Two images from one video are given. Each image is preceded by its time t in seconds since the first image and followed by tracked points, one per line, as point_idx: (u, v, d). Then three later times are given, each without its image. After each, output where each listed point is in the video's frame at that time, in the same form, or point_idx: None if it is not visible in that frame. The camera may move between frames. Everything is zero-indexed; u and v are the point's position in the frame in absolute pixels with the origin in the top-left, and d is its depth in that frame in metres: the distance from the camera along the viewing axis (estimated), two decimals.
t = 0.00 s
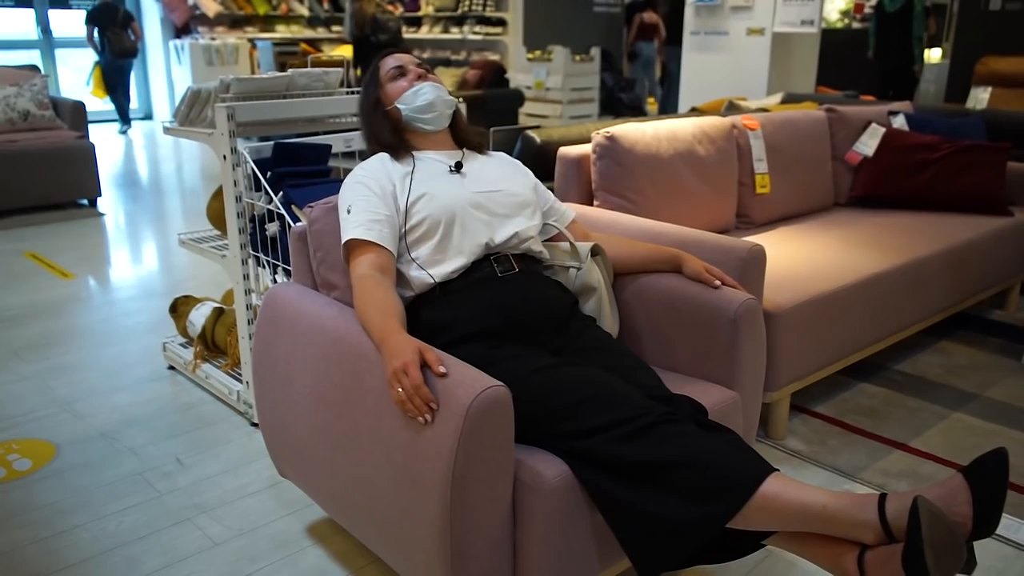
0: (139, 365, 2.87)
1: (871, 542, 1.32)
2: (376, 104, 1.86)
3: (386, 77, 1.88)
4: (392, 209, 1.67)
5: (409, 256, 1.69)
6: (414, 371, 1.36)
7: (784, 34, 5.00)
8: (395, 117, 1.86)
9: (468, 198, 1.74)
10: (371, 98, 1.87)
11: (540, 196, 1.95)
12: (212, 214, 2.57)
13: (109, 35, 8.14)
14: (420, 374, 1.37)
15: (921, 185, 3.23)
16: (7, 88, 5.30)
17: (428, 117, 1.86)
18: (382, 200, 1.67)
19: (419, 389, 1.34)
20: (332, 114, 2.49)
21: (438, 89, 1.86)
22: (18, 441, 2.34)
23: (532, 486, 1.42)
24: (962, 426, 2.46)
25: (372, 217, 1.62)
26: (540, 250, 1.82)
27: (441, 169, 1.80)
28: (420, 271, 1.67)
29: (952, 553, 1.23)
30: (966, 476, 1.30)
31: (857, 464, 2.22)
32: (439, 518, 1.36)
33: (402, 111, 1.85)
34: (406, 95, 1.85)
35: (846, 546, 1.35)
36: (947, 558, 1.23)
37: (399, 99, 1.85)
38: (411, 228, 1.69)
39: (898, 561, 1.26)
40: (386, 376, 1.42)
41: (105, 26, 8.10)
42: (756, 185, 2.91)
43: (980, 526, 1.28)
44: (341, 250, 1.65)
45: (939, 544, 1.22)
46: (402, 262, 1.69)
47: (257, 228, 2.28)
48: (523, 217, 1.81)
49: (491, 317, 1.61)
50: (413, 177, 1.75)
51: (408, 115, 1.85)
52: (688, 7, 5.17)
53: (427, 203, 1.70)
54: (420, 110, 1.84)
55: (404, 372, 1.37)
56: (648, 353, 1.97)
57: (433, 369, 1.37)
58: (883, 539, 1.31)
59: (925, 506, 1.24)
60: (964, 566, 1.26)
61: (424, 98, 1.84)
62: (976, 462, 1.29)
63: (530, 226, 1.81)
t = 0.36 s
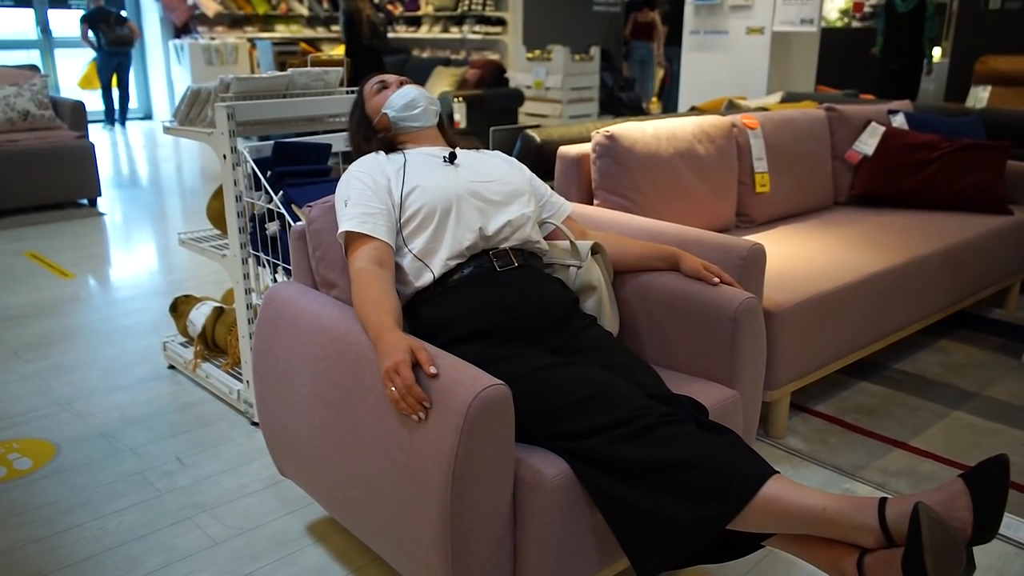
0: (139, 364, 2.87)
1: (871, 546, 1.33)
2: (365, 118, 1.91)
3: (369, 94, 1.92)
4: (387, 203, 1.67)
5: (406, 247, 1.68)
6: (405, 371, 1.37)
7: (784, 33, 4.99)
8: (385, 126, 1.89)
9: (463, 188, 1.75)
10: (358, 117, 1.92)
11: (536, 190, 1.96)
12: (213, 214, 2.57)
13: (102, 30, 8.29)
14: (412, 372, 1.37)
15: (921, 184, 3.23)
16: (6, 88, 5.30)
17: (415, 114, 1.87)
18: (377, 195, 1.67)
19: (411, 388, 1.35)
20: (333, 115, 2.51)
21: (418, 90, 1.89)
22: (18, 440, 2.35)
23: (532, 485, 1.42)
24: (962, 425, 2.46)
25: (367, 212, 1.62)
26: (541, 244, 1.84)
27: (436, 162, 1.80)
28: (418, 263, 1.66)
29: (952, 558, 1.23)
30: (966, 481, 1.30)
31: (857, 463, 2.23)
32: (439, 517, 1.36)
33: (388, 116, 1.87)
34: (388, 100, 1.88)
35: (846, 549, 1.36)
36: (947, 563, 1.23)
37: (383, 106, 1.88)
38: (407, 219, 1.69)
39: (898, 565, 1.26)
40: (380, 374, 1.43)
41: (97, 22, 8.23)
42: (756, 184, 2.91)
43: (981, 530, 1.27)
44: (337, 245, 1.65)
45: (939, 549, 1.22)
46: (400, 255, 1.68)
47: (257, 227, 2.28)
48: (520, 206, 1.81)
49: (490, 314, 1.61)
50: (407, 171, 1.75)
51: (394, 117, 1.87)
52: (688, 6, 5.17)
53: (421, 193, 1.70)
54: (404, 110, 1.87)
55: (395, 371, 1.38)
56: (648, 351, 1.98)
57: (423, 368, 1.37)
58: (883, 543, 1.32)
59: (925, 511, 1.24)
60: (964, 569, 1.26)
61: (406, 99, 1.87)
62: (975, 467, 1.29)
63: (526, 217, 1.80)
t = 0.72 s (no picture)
0: (142, 364, 2.88)
1: (872, 545, 1.33)
2: (375, 111, 1.91)
3: (383, 82, 1.90)
4: (392, 203, 1.68)
5: (410, 248, 1.69)
6: (407, 370, 1.37)
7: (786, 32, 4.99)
8: (395, 124, 1.89)
9: (468, 189, 1.75)
10: (369, 105, 1.91)
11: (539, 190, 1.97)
12: (216, 214, 2.58)
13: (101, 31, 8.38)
14: (414, 372, 1.38)
15: (923, 183, 3.22)
16: (10, 88, 5.32)
17: (425, 118, 1.87)
18: (381, 194, 1.67)
19: (413, 388, 1.36)
20: (335, 113, 2.51)
21: (433, 91, 1.87)
22: (23, 439, 2.35)
23: (534, 483, 1.42)
24: (964, 424, 2.46)
25: (372, 212, 1.63)
26: (542, 244, 1.85)
27: (441, 162, 1.81)
28: (419, 263, 1.67)
29: (953, 556, 1.24)
30: (967, 481, 1.30)
31: (859, 462, 2.23)
32: (441, 515, 1.36)
33: (399, 116, 1.87)
34: (400, 98, 1.87)
35: (848, 549, 1.35)
36: (948, 562, 1.23)
37: (395, 103, 1.87)
38: (410, 220, 1.69)
39: (900, 564, 1.26)
40: (382, 373, 1.43)
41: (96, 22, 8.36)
42: (758, 184, 2.90)
43: (983, 529, 1.27)
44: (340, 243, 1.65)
45: (941, 549, 1.22)
46: (402, 255, 1.69)
47: (261, 227, 2.29)
48: (523, 208, 1.81)
49: (493, 313, 1.61)
50: (412, 171, 1.75)
51: (405, 117, 1.87)
52: (690, 6, 5.17)
53: (426, 194, 1.71)
54: (416, 112, 1.86)
55: (397, 370, 1.38)
56: (651, 349, 1.98)
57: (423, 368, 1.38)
58: (885, 542, 1.32)
59: (926, 512, 1.24)
60: (966, 568, 1.26)
61: (419, 101, 1.86)
62: (976, 467, 1.29)
63: (529, 218, 1.81)
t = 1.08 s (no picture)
0: (143, 363, 2.88)
1: (872, 545, 1.33)
2: (392, 98, 1.85)
3: (410, 77, 1.83)
4: (394, 205, 1.68)
5: (411, 249, 1.69)
6: (410, 367, 1.37)
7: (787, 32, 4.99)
8: (409, 123, 1.85)
9: (472, 192, 1.75)
10: (389, 92, 1.85)
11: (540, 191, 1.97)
12: (217, 213, 2.58)
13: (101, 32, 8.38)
14: (417, 369, 1.38)
15: (924, 182, 3.22)
16: (11, 88, 5.33)
17: (441, 133, 1.84)
18: (384, 196, 1.67)
19: (415, 386, 1.36)
20: (336, 112, 2.51)
21: (458, 108, 1.83)
22: (24, 438, 2.36)
23: (535, 480, 1.42)
24: (965, 423, 2.46)
25: (374, 214, 1.63)
26: (543, 244, 1.84)
27: (444, 163, 1.81)
28: (419, 266, 1.67)
29: (955, 558, 1.23)
30: (967, 482, 1.30)
31: (860, 461, 2.23)
32: (443, 512, 1.36)
33: (415, 122, 1.84)
34: (422, 106, 1.82)
35: (848, 548, 1.36)
36: (948, 563, 1.23)
37: (416, 107, 1.82)
38: (413, 222, 1.69)
39: (899, 565, 1.27)
40: (384, 370, 1.43)
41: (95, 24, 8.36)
42: (759, 183, 2.91)
43: (983, 531, 1.28)
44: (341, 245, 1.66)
45: (941, 551, 1.22)
46: (402, 257, 1.69)
47: (262, 226, 2.30)
48: (526, 211, 1.82)
49: (495, 311, 1.62)
50: (415, 173, 1.75)
51: (421, 126, 1.83)
52: (691, 5, 5.16)
53: (429, 197, 1.71)
54: (435, 125, 1.82)
55: (399, 368, 1.38)
56: (651, 348, 1.98)
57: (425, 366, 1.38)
58: (884, 542, 1.32)
59: (927, 514, 1.24)
60: (968, 569, 1.26)
61: (440, 116, 1.82)
62: (976, 469, 1.29)
63: (532, 221, 1.81)
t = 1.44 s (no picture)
0: (145, 360, 2.88)
1: None
2: (407, 96, 1.83)
3: (428, 79, 1.80)
4: (401, 206, 1.67)
5: (417, 252, 1.69)
6: (415, 366, 1.37)
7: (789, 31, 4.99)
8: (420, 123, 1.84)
9: (480, 196, 1.75)
10: (406, 90, 1.82)
11: (547, 196, 1.95)
12: (220, 211, 2.58)
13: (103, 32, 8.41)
14: (422, 368, 1.38)
15: (927, 182, 3.22)
16: (14, 85, 5.33)
17: (450, 141, 1.82)
18: (390, 197, 1.67)
19: (420, 384, 1.36)
20: (336, 110, 2.50)
21: (471, 118, 1.81)
22: (26, 435, 2.36)
23: (535, 480, 1.42)
24: (966, 423, 2.46)
25: (379, 217, 1.63)
26: (548, 246, 1.84)
27: (453, 165, 1.80)
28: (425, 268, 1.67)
29: None
30: None
31: (861, 460, 2.23)
32: (444, 510, 1.36)
33: (425, 125, 1.82)
34: (435, 111, 1.79)
35: None
36: None
37: (428, 111, 1.80)
38: (419, 224, 1.69)
39: None
40: (387, 367, 1.43)
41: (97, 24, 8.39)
42: (761, 182, 2.90)
43: None
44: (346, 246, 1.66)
45: None
46: (408, 259, 1.69)
47: (264, 224, 2.30)
48: (533, 217, 1.81)
49: (500, 313, 1.62)
50: (424, 174, 1.75)
51: (431, 130, 1.81)
52: (694, 4, 5.16)
53: (437, 200, 1.70)
54: (445, 133, 1.81)
55: (405, 365, 1.38)
56: (653, 347, 1.98)
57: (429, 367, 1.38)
58: None
59: None
60: None
61: (452, 124, 1.80)
62: None
63: (538, 226, 1.81)
